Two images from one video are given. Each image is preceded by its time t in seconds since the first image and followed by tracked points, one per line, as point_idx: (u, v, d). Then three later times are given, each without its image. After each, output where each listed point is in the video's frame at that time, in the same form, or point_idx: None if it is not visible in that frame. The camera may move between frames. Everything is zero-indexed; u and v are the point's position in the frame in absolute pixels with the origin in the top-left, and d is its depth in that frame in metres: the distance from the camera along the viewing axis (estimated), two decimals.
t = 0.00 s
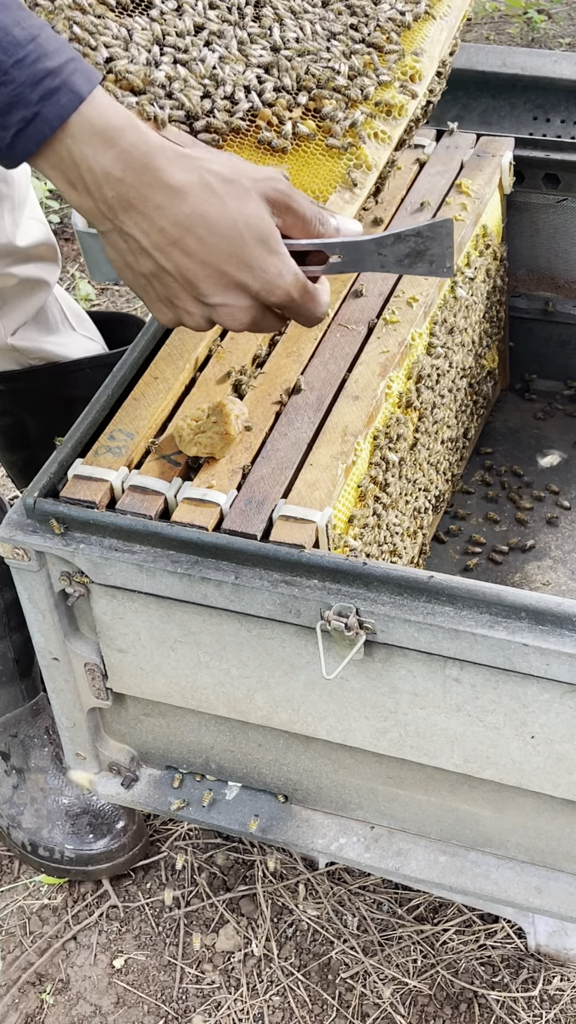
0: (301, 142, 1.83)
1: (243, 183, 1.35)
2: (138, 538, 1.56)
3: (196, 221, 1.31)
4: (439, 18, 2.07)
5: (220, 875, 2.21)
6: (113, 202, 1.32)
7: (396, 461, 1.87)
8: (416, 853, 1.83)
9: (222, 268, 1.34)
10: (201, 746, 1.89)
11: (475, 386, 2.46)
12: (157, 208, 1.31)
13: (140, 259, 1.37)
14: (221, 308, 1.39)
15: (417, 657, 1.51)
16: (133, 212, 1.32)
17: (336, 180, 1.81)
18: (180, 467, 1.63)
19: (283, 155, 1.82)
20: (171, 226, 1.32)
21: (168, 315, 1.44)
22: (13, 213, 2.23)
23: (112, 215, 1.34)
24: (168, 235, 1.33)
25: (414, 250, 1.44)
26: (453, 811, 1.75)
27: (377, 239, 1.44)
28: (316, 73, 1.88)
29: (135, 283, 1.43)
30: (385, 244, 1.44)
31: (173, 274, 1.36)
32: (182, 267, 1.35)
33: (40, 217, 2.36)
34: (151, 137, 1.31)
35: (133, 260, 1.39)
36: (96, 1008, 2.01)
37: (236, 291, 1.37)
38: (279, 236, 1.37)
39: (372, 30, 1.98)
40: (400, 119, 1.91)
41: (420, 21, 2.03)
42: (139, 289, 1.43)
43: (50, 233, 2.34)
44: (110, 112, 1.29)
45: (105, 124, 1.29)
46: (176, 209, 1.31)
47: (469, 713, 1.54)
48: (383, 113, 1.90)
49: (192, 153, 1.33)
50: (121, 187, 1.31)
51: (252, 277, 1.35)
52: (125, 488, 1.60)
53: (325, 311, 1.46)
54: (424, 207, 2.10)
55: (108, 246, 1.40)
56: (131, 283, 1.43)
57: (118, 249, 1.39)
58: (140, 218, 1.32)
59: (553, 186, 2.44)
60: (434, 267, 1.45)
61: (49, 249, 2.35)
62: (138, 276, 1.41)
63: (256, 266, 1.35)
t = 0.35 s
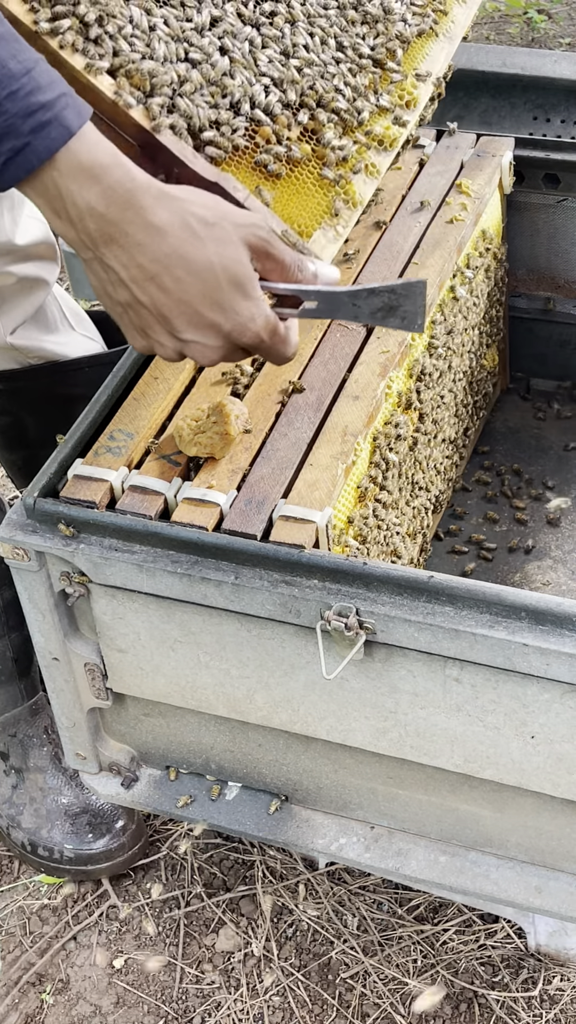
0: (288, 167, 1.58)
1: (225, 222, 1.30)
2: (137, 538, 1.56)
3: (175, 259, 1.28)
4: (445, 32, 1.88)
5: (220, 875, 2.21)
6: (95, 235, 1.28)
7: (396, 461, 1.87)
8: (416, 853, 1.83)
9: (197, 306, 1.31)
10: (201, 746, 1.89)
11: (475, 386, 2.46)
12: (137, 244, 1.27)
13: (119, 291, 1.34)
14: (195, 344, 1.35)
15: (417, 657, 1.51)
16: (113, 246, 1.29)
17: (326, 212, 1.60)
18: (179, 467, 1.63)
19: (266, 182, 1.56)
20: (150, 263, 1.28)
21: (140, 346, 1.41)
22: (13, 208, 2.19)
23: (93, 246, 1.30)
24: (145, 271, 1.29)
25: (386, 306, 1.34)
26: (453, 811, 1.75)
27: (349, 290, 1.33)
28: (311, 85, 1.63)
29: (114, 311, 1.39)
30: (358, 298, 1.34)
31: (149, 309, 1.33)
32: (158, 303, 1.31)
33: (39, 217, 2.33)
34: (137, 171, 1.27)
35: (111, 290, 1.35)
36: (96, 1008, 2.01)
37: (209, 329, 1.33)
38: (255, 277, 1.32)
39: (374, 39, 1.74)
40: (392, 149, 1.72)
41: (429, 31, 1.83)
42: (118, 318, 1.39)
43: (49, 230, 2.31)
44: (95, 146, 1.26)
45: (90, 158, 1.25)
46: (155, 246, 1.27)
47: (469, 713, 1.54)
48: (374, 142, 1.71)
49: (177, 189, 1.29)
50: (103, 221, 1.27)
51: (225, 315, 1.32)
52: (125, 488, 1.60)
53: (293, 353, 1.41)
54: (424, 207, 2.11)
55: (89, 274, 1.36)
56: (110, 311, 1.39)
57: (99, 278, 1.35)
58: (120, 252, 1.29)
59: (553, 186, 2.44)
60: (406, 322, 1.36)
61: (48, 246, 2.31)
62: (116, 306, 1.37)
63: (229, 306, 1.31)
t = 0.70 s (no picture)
0: (262, 223, 1.63)
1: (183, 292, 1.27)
2: (137, 538, 1.56)
3: (128, 326, 1.24)
4: (450, 56, 1.90)
5: (220, 875, 2.21)
6: (51, 291, 1.25)
7: (396, 462, 1.87)
8: (417, 853, 1.83)
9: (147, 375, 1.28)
10: (201, 746, 1.89)
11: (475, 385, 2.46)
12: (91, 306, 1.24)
13: (72, 346, 1.30)
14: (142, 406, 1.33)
15: (417, 657, 1.51)
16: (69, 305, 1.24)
17: (306, 267, 1.66)
18: (179, 467, 1.63)
19: (234, 243, 1.61)
20: (102, 325, 1.24)
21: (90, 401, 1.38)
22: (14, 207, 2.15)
23: (49, 301, 1.26)
24: (98, 333, 1.25)
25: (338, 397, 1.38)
26: (453, 811, 1.75)
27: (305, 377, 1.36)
28: (298, 128, 1.63)
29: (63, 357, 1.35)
30: (312, 386, 1.37)
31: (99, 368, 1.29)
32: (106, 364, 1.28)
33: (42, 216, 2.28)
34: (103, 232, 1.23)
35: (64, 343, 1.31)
36: (95, 1008, 2.01)
37: (157, 397, 1.31)
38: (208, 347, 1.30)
39: (366, 74, 1.73)
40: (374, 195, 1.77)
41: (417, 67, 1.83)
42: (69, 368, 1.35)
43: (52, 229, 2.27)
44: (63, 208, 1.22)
45: (54, 215, 1.22)
46: (112, 312, 1.23)
47: (468, 713, 1.54)
48: (358, 187, 1.75)
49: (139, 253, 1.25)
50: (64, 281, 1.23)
51: (171, 385, 1.30)
52: (125, 488, 1.60)
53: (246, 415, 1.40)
54: (424, 207, 2.11)
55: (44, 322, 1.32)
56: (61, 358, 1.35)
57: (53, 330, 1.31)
58: (75, 313, 1.25)
59: (553, 186, 2.44)
60: (357, 413, 1.40)
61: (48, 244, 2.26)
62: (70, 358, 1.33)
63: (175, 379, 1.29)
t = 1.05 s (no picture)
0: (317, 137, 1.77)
1: (246, 158, 1.28)
2: (137, 538, 1.56)
3: (205, 198, 1.26)
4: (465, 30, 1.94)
5: (220, 875, 2.21)
6: (122, 194, 1.27)
7: (396, 462, 1.87)
8: (416, 853, 1.83)
9: (245, 241, 1.28)
10: (201, 746, 1.89)
11: (475, 385, 2.46)
12: (166, 190, 1.26)
13: (158, 251, 1.32)
14: (247, 277, 1.32)
15: (417, 657, 1.51)
16: (142, 207, 1.27)
17: (355, 163, 1.69)
18: (179, 467, 1.62)
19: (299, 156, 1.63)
20: (183, 203, 1.26)
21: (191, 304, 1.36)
22: (28, 207, 2.22)
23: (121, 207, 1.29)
24: (181, 213, 1.27)
25: (432, 191, 1.21)
26: (453, 811, 1.75)
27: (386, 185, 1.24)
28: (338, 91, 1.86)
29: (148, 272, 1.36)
30: (398, 189, 1.23)
31: (192, 257, 1.31)
32: (200, 246, 1.29)
33: (57, 217, 2.33)
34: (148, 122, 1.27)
35: (149, 253, 1.32)
36: (96, 1008, 2.01)
37: (262, 261, 1.30)
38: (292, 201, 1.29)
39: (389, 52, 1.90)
40: (420, 115, 1.79)
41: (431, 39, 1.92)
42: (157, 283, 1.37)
43: (63, 230, 2.32)
44: (110, 109, 1.25)
45: (103, 111, 1.25)
46: (182, 192, 1.26)
47: (468, 713, 1.54)
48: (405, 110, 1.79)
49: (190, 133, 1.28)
50: (127, 183, 1.26)
51: (267, 240, 1.29)
52: (125, 488, 1.60)
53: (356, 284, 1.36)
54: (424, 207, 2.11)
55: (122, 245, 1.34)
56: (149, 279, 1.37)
57: (132, 246, 1.33)
58: (149, 211, 1.27)
59: (553, 186, 2.45)
60: (453, 207, 1.22)
61: (61, 245, 2.32)
62: (158, 270, 1.35)
63: (270, 229, 1.28)
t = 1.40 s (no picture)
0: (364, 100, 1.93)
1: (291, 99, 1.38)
2: (137, 538, 1.56)
3: (269, 134, 1.34)
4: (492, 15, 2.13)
5: (220, 875, 2.21)
6: (193, 143, 1.32)
7: (397, 461, 1.87)
8: (416, 853, 1.83)
9: (319, 164, 1.36)
10: (201, 746, 1.89)
11: (475, 385, 2.46)
12: (231, 130, 1.32)
13: (230, 197, 1.36)
14: (322, 203, 1.38)
15: (417, 657, 1.51)
16: (210, 148, 1.32)
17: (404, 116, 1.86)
18: (179, 467, 1.62)
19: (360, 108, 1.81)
20: (251, 139, 1.33)
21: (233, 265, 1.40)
22: (42, 206, 2.23)
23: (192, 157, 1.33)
24: (250, 151, 1.33)
25: (479, 110, 1.46)
26: (452, 811, 1.75)
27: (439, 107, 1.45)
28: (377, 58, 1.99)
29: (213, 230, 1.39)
30: (448, 107, 1.45)
31: (267, 196, 1.36)
32: (274, 179, 1.35)
33: (70, 216, 2.35)
34: (197, 68, 1.34)
35: (219, 202, 1.36)
36: (96, 1008, 2.01)
37: (336, 185, 1.37)
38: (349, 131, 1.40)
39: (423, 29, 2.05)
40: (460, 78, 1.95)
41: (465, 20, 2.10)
42: (225, 240, 1.40)
43: (77, 231, 2.34)
44: (165, 58, 1.30)
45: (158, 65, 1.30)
46: (247, 126, 1.33)
47: (468, 713, 1.54)
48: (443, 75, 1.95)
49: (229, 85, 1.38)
50: (195, 126, 1.31)
51: (338, 162, 1.36)
52: (125, 488, 1.60)
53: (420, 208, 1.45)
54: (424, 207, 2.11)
55: (186, 205, 1.38)
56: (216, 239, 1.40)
57: (201, 200, 1.37)
58: (217, 151, 1.33)
59: (553, 186, 2.45)
60: (499, 124, 1.47)
61: (75, 246, 2.34)
62: (230, 223, 1.38)
63: (337, 148, 1.36)
